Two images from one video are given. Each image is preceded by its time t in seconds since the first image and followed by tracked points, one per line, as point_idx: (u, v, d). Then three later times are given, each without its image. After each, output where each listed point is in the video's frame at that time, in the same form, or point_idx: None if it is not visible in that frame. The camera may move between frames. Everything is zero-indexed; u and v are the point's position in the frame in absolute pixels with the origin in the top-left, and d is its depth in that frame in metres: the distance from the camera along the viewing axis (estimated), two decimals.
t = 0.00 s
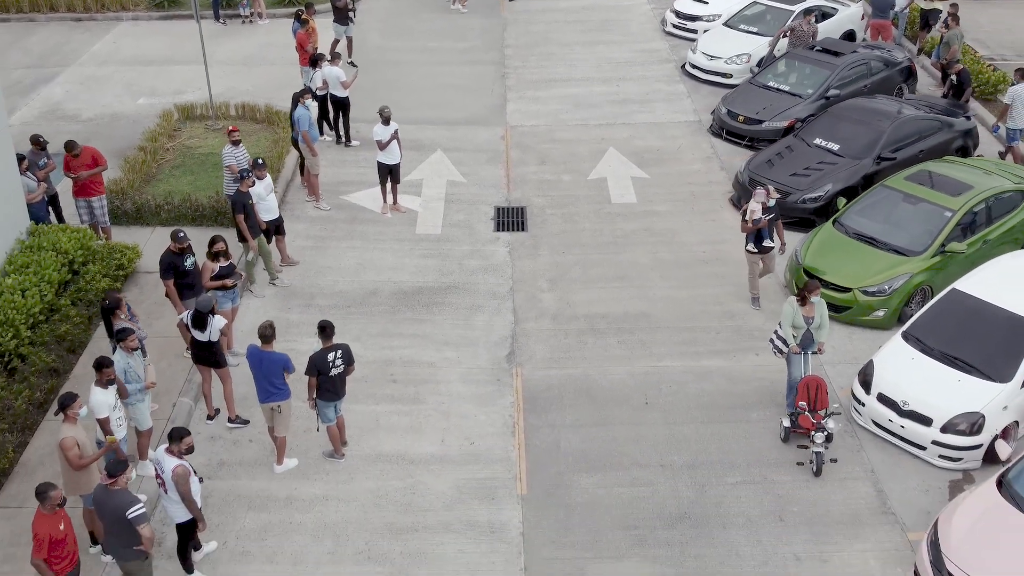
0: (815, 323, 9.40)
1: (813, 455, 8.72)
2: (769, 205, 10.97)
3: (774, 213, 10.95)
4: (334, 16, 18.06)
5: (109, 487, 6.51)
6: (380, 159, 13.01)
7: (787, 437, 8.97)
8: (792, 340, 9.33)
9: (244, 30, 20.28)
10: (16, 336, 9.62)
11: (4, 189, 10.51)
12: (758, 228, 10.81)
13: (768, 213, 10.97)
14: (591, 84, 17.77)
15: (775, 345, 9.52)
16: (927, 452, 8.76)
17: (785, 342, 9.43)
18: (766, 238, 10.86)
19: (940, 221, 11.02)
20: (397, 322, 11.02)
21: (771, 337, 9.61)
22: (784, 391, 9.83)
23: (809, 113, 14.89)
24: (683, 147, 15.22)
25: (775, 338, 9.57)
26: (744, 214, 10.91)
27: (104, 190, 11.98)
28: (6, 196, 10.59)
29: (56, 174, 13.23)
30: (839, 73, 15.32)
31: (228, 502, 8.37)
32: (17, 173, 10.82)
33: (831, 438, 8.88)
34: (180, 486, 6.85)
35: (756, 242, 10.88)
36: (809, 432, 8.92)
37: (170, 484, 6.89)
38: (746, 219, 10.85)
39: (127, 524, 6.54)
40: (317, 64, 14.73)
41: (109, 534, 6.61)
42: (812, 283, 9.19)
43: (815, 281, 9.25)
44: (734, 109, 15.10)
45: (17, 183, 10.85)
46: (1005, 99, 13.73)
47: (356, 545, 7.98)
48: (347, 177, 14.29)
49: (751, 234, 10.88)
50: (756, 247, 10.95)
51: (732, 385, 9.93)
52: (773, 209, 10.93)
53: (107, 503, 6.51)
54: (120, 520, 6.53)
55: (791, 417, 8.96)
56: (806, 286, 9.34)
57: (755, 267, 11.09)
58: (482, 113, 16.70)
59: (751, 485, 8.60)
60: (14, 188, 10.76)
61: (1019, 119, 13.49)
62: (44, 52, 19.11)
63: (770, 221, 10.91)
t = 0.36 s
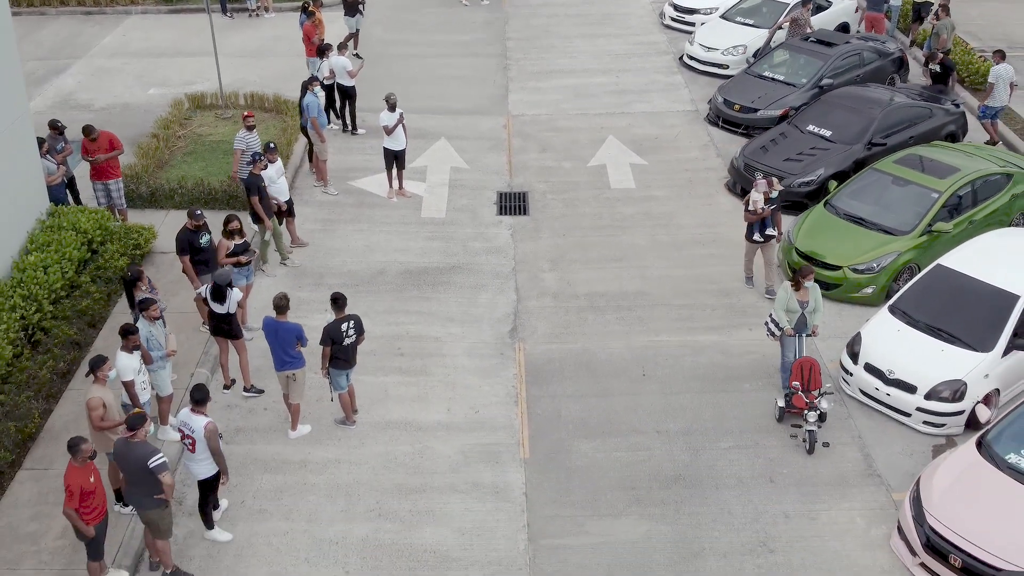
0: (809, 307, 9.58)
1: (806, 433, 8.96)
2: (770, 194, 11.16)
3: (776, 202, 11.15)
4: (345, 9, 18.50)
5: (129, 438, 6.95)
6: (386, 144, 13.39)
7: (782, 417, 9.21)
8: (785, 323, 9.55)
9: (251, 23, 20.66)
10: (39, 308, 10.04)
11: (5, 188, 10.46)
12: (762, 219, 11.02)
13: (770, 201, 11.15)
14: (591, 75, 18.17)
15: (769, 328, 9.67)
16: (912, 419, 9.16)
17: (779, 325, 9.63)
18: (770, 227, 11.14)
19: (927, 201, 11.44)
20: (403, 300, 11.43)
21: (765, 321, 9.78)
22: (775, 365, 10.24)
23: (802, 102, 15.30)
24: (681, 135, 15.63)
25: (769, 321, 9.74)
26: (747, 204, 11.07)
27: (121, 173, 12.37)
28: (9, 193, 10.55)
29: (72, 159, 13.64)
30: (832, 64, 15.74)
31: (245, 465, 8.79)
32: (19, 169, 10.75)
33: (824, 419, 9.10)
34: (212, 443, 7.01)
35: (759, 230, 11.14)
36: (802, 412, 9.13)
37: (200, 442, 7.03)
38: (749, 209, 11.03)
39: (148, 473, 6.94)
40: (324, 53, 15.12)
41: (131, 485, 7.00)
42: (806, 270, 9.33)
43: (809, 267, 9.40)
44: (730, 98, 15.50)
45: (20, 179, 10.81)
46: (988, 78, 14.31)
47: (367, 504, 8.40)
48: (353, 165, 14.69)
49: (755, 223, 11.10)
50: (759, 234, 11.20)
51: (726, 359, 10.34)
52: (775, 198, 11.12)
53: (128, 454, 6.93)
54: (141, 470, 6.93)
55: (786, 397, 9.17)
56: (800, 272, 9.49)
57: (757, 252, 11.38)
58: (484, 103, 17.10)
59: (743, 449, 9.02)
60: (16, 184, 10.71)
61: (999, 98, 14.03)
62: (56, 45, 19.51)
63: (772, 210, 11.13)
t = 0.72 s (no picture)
0: (801, 290, 9.85)
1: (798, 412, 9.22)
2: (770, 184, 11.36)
3: (777, 192, 11.31)
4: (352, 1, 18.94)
5: (148, 396, 7.38)
6: (392, 130, 13.81)
7: (775, 396, 9.48)
8: (777, 305, 9.91)
9: (258, 16, 21.09)
10: (60, 283, 10.47)
11: (6, 189, 10.38)
12: (760, 208, 11.25)
13: (771, 191, 11.36)
14: (591, 66, 18.60)
15: (763, 310, 10.06)
16: (897, 386, 9.59)
17: (773, 308, 10.00)
18: (770, 217, 11.26)
19: (913, 182, 11.89)
20: (409, 278, 11.87)
21: (760, 302, 10.14)
22: (766, 338, 10.66)
23: (796, 90, 15.73)
24: (678, 123, 16.07)
25: (764, 303, 10.11)
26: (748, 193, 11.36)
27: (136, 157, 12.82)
28: (9, 193, 10.46)
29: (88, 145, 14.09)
30: (825, 54, 16.18)
31: (260, 429, 9.22)
32: (19, 169, 10.66)
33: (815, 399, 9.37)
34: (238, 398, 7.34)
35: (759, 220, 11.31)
36: (795, 392, 9.40)
37: (228, 397, 7.37)
38: (749, 198, 11.30)
39: (170, 426, 7.42)
40: (331, 44, 15.56)
41: (150, 439, 7.47)
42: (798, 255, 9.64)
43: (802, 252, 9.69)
44: (726, 87, 15.92)
45: (21, 177, 10.72)
46: (964, 65, 14.94)
47: (377, 464, 8.84)
48: (360, 151, 15.12)
49: (755, 212, 11.31)
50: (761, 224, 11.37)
51: (720, 333, 10.78)
52: (776, 188, 11.35)
53: (148, 409, 7.37)
54: (163, 423, 7.40)
55: (780, 377, 9.44)
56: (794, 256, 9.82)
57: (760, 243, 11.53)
58: (486, 93, 17.53)
59: (735, 415, 9.46)
60: (17, 184, 10.63)
61: (977, 84, 14.58)
62: (68, 37, 19.93)
63: (774, 201, 11.29)
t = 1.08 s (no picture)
0: (795, 275, 10.22)
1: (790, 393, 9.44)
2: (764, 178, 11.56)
3: (771, 186, 11.50)
4: None
5: (167, 358, 7.81)
6: (396, 117, 14.19)
7: (766, 377, 9.70)
8: (771, 290, 10.23)
9: (263, 9, 21.51)
10: (79, 261, 10.93)
11: (6, 189, 10.36)
12: (754, 202, 11.44)
13: (765, 185, 11.55)
14: (590, 58, 19.02)
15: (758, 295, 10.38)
16: (881, 357, 10.02)
17: (767, 292, 10.31)
18: (764, 211, 11.49)
19: (900, 165, 12.30)
20: (413, 258, 12.28)
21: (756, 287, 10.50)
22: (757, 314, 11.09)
23: (789, 80, 16.16)
24: (674, 112, 16.49)
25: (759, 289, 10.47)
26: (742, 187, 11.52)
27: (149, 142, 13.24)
28: (10, 193, 10.45)
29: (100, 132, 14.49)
30: (817, 44, 16.61)
31: (272, 396, 9.66)
32: (19, 169, 10.65)
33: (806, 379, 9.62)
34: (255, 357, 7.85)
35: (753, 213, 11.52)
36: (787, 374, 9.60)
37: (246, 358, 7.87)
38: (744, 192, 11.47)
39: (188, 386, 7.84)
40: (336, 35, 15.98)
41: (169, 399, 7.90)
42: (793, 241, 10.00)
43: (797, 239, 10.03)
44: (721, 76, 16.33)
45: (21, 177, 10.71)
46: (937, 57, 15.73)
47: (384, 429, 9.26)
48: (364, 139, 15.54)
49: (748, 206, 11.51)
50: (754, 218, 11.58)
51: (712, 309, 11.21)
52: (769, 182, 11.53)
53: (166, 371, 7.80)
54: (182, 383, 7.82)
55: (773, 359, 9.66)
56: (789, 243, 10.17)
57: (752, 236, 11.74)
58: (487, 83, 17.95)
59: (726, 384, 9.88)
60: (17, 184, 10.62)
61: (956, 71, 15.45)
62: (78, 29, 20.35)
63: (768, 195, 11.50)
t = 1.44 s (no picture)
0: (786, 260, 10.21)
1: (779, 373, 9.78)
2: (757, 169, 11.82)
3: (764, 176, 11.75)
4: None
5: (186, 324, 8.25)
6: (400, 104, 14.57)
7: (758, 359, 10.04)
8: (763, 275, 10.29)
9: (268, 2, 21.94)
10: (96, 239, 11.35)
11: (5, 190, 10.29)
12: (746, 191, 11.72)
13: (757, 175, 11.82)
14: (588, 49, 19.46)
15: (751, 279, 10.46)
16: (866, 329, 10.48)
17: (760, 277, 10.37)
18: (755, 200, 11.79)
19: (887, 149, 12.74)
20: (417, 239, 12.73)
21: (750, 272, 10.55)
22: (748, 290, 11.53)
23: (781, 69, 16.61)
24: (670, 101, 16.93)
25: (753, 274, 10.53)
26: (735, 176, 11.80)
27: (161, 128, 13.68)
28: (9, 194, 10.38)
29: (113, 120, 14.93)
30: (809, 35, 17.08)
31: (284, 366, 10.11)
32: (18, 169, 10.60)
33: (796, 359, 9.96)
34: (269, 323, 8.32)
35: (745, 203, 11.83)
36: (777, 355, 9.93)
37: (261, 324, 8.35)
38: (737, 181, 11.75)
39: (206, 351, 8.26)
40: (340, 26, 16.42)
41: (187, 362, 8.34)
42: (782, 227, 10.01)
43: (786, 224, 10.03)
44: (715, 66, 16.77)
45: (21, 177, 10.66)
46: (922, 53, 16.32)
47: (391, 397, 9.71)
48: (369, 127, 15.98)
49: (740, 195, 11.82)
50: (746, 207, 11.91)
51: (706, 286, 11.65)
52: (763, 173, 11.79)
53: (185, 337, 8.22)
54: (199, 348, 8.24)
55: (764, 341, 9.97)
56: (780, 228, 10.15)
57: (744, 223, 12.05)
58: (488, 73, 18.39)
59: (718, 355, 10.33)
60: (16, 184, 10.55)
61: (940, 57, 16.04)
62: (87, 22, 20.79)
63: (760, 184, 11.78)
